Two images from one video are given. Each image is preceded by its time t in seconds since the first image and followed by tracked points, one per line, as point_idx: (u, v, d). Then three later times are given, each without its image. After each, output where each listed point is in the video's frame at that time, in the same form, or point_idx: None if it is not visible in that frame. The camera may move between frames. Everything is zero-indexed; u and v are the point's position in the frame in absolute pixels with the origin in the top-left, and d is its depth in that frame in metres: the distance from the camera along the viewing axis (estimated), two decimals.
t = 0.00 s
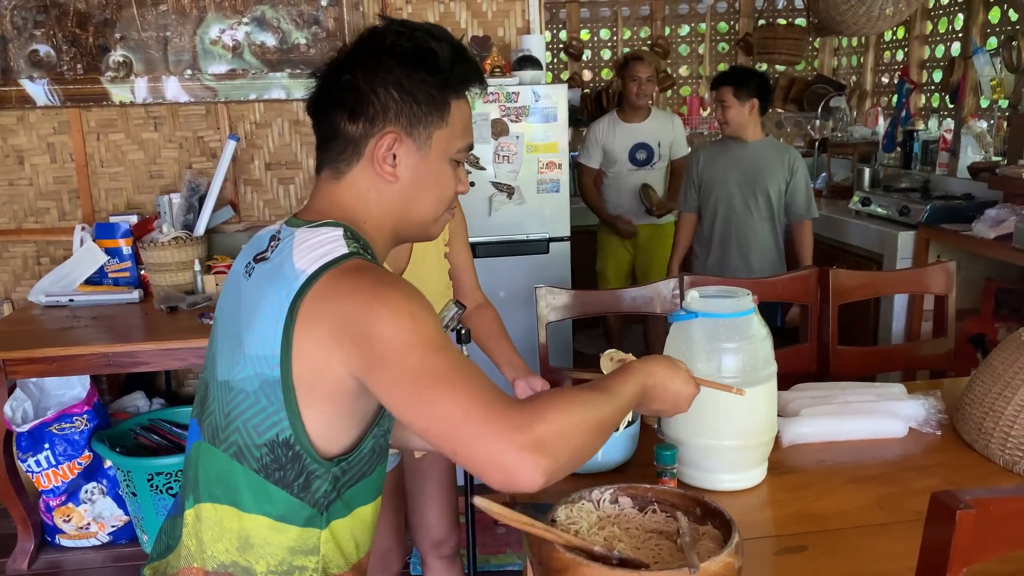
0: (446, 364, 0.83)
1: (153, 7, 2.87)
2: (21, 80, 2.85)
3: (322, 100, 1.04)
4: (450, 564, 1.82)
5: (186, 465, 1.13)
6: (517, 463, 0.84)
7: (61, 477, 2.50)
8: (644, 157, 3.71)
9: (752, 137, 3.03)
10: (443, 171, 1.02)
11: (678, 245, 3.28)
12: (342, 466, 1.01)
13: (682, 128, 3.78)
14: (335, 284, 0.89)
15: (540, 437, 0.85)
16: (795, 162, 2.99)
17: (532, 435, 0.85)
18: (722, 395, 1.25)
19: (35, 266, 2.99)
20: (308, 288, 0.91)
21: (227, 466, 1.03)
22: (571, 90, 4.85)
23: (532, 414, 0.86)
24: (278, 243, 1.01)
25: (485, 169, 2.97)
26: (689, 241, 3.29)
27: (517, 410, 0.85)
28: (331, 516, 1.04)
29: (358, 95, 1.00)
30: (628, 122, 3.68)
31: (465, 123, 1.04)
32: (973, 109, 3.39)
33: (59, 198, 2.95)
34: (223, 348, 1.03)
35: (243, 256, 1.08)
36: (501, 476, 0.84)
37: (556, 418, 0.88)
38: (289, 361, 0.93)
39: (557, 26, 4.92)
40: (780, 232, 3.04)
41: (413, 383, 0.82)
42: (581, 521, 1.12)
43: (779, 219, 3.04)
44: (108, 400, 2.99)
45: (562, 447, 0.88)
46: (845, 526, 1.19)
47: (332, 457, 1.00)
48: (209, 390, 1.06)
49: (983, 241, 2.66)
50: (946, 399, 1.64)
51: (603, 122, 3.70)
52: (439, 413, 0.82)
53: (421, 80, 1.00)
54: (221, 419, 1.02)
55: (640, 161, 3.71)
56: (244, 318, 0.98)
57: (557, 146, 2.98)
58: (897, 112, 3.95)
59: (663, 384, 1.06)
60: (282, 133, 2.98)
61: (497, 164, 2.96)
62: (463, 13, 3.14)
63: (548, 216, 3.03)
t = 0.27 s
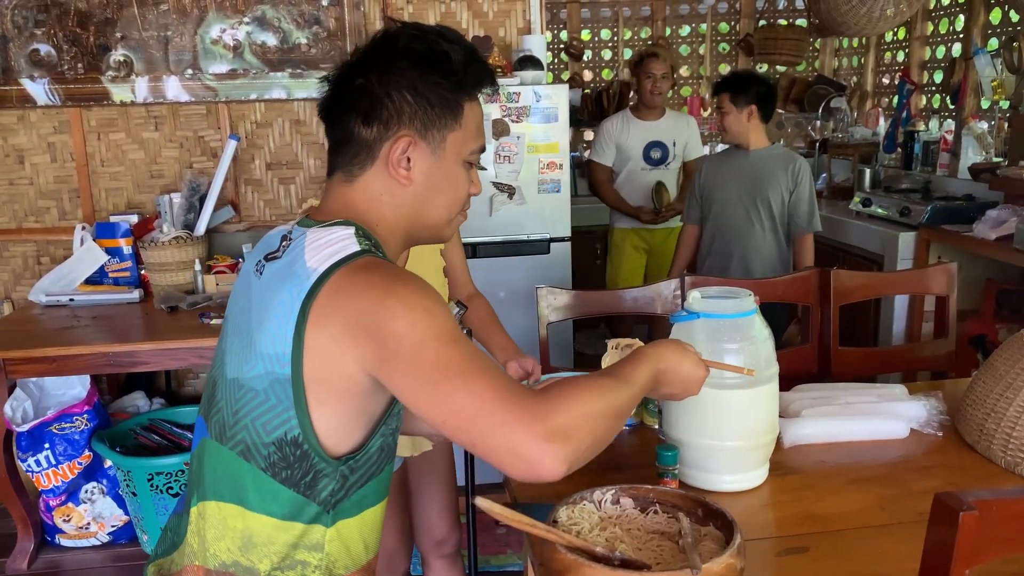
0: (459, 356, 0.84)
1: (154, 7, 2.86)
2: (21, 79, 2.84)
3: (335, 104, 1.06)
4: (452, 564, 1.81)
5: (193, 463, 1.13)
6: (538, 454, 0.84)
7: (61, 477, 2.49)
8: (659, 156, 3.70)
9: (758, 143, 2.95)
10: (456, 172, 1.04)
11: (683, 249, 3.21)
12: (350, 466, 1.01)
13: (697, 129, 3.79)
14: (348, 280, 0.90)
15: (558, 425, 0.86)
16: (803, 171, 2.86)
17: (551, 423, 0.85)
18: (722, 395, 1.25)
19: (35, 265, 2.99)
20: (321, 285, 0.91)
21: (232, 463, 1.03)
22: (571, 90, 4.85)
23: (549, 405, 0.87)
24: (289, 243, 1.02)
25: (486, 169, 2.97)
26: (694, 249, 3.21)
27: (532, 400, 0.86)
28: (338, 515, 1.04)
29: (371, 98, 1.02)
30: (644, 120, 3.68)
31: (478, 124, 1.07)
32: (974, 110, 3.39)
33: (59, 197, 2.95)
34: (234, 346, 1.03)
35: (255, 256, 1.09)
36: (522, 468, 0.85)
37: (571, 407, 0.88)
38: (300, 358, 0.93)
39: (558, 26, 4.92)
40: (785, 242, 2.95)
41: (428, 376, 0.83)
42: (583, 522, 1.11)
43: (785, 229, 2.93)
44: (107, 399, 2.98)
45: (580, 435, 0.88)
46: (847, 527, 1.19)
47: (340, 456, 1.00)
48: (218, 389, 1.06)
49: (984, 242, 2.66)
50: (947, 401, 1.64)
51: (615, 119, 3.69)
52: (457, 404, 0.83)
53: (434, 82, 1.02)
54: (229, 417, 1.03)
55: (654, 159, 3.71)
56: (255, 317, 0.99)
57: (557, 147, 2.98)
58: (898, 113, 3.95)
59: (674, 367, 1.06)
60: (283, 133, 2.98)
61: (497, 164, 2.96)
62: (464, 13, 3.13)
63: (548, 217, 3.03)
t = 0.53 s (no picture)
0: (467, 349, 0.84)
1: (155, 6, 2.86)
2: (21, 78, 2.84)
3: (342, 108, 1.07)
4: (451, 562, 1.80)
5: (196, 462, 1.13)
6: (549, 446, 0.84)
7: (60, 476, 2.49)
8: (665, 160, 3.67)
9: (764, 144, 2.92)
10: (464, 173, 1.04)
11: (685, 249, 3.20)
12: (355, 465, 1.01)
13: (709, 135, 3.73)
14: (354, 276, 0.90)
15: (567, 416, 0.86)
16: (808, 175, 2.82)
17: (561, 414, 0.85)
18: (727, 395, 1.24)
19: (35, 264, 2.98)
20: (327, 282, 0.92)
21: (235, 460, 1.03)
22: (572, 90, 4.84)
23: (556, 396, 0.87)
24: (297, 242, 1.03)
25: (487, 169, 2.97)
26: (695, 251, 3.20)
27: (539, 390, 0.86)
28: (342, 514, 1.04)
29: (377, 102, 1.03)
30: (652, 122, 3.65)
31: (485, 123, 1.06)
32: (976, 110, 3.39)
33: (59, 196, 2.94)
34: (240, 345, 1.03)
35: (263, 255, 1.10)
36: (533, 460, 0.85)
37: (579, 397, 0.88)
38: (307, 356, 0.94)
39: (559, 26, 4.92)
40: (785, 246, 2.91)
41: (436, 371, 0.83)
42: (584, 523, 1.11)
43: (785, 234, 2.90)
44: (107, 398, 2.98)
45: (588, 425, 0.88)
46: (849, 529, 1.18)
47: (344, 455, 1.00)
48: (222, 387, 1.06)
49: (986, 243, 2.65)
50: (949, 401, 1.64)
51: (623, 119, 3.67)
52: (466, 398, 0.83)
53: (440, 83, 1.02)
54: (233, 415, 1.03)
55: (660, 163, 3.68)
56: (262, 315, 0.99)
57: (558, 146, 2.98)
58: (899, 113, 3.95)
59: (677, 356, 1.06)
60: (283, 132, 2.97)
61: (498, 164, 2.96)
62: (465, 13, 3.13)
63: (548, 217, 3.03)
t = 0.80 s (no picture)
0: (468, 334, 0.87)
1: (156, 4, 2.86)
2: (22, 77, 2.84)
3: (340, 114, 1.08)
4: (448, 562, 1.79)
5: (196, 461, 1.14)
6: (556, 423, 0.88)
7: (61, 475, 2.49)
8: (667, 169, 3.45)
9: (768, 146, 2.89)
10: (468, 169, 1.07)
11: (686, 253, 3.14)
12: (359, 458, 1.03)
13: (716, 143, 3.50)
14: (357, 268, 0.93)
15: (571, 392, 0.89)
16: (808, 179, 2.78)
17: (566, 391, 0.88)
18: (732, 396, 1.24)
19: (36, 263, 2.98)
20: (331, 274, 0.94)
21: (237, 456, 1.04)
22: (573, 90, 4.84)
23: (560, 372, 0.89)
24: (299, 239, 1.04)
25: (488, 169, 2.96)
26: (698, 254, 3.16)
27: (541, 366, 0.88)
28: (346, 508, 1.05)
29: (376, 107, 1.04)
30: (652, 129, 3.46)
31: (483, 117, 1.09)
32: (977, 110, 3.39)
33: (59, 195, 2.94)
34: (243, 342, 1.05)
35: (263, 257, 1.11)
36: (541, 440, 0.88)
37: (582, 371, 0.90)
38: (311, 349, 0.96)
39: (560, 26, 4.91)
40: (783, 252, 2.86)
41: (441, 357, 0.87)
42: (584, 524, 1.11)
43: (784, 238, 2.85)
44: (108, 397, 2.98)
45: (593, 399, 0.91)
46: (851, 530, 1.18)
47: (347, 449, 1.02)
48: (225, 384, 1.08)
49: (987, 243, 2.65)
50: (950, 402, 1.63)
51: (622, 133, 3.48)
52: (471, 381, 0.86)
53: (437, 82, 1.03)
54: (235, 411, 1.04)
55: (662, 172, 3.45)
56: (266, 311, 1.01)
57: (559, 146, 2.97)
58: (900, 113, 3.95)
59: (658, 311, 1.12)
60: (284, 131, 2.97)
61: (499, 164, 2.95)
62: (466, 12, 3.13)
63: (549, 217, 3.03)
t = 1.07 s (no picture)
0: (475, 314, 0.91)
1: (158, 3, 2.86)
2: (24, 75, 2.84)
3: (333, 130, 1.10)
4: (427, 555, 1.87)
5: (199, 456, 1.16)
6: (566, 392, 0.93)
7: (62, 474, 2.49)
8: (670, 171, 3.35)
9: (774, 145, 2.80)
10: (469, 158, 1.11)
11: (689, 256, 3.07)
12: (364, 445, 1.05)
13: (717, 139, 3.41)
14: (360, 254, 0.96)
15: (575, 361, 0.94)
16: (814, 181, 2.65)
17: (572, 360, 0.93)
18: (735, 396, 1.24)
19: (38, 262, 2.99)
20: (335, 261, 0.98)
21: (243, 446, 1.06)
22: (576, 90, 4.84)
23: (562, 343, 0.94)
24: (300, 234, 1.07)
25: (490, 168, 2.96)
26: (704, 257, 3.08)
27: (544, 336, 0.93)
28: (351, 496, 1.08)
29: (369, 119, 1.06)
30: (651, 130, 3.35)
31: (473, 104, 1.12)
32: (980, 111, 3.38)
33: (61, 194, 2.94)
34: (246, 335, 1.07)
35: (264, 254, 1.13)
36: (553, 409, 0.94)
37: (583, 339, 0.96)
38: (316, 338, 0.99)
39: (562, 25, 4.91)
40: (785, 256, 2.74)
41: (450, 336, 0.91)
42: (586, 524, 1.11)
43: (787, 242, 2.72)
44: (109, 396, 2.98)
45: (596, 364, 0.97)
46: (853, 531, 1.18)
47: (353, 438, 1.04)
48: (228, 378, 1.10)
49: (990, 244, 2.64)
50: (952, 403, 1.63)
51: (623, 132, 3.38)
52: (481, 358, 0.91)
53: (424, 82, 1.06)
54: (240, 402, 1.06)
55: (664, 175, 3.35)
56: (270, 303, 1.03)
57: (561, 146, 2.97)
58: (903, 113, 3.95)
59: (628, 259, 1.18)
60: (286, 131, 2.97)
61: (501, 164, 2.96)
62: (469, 11, 3.13)
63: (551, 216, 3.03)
